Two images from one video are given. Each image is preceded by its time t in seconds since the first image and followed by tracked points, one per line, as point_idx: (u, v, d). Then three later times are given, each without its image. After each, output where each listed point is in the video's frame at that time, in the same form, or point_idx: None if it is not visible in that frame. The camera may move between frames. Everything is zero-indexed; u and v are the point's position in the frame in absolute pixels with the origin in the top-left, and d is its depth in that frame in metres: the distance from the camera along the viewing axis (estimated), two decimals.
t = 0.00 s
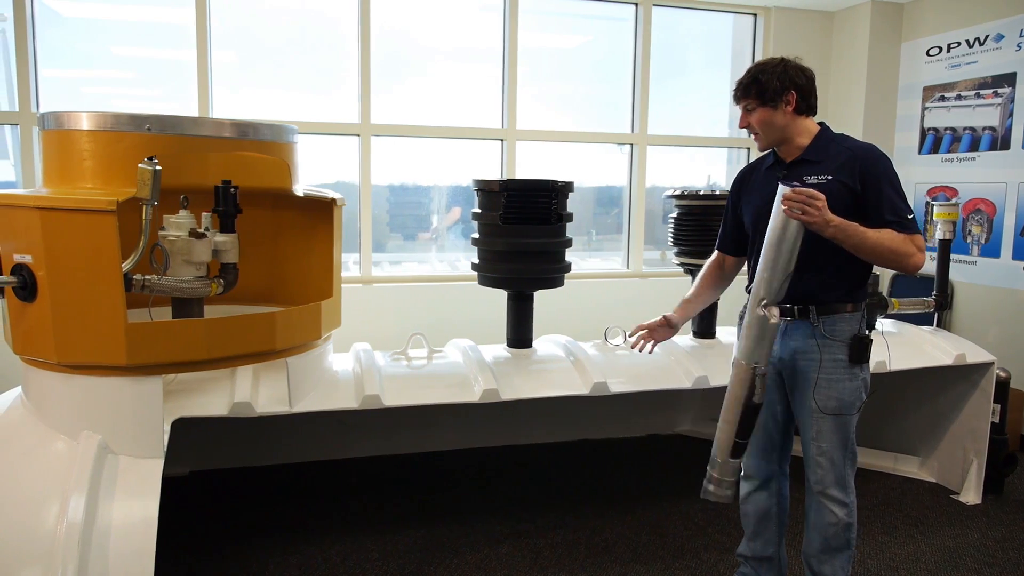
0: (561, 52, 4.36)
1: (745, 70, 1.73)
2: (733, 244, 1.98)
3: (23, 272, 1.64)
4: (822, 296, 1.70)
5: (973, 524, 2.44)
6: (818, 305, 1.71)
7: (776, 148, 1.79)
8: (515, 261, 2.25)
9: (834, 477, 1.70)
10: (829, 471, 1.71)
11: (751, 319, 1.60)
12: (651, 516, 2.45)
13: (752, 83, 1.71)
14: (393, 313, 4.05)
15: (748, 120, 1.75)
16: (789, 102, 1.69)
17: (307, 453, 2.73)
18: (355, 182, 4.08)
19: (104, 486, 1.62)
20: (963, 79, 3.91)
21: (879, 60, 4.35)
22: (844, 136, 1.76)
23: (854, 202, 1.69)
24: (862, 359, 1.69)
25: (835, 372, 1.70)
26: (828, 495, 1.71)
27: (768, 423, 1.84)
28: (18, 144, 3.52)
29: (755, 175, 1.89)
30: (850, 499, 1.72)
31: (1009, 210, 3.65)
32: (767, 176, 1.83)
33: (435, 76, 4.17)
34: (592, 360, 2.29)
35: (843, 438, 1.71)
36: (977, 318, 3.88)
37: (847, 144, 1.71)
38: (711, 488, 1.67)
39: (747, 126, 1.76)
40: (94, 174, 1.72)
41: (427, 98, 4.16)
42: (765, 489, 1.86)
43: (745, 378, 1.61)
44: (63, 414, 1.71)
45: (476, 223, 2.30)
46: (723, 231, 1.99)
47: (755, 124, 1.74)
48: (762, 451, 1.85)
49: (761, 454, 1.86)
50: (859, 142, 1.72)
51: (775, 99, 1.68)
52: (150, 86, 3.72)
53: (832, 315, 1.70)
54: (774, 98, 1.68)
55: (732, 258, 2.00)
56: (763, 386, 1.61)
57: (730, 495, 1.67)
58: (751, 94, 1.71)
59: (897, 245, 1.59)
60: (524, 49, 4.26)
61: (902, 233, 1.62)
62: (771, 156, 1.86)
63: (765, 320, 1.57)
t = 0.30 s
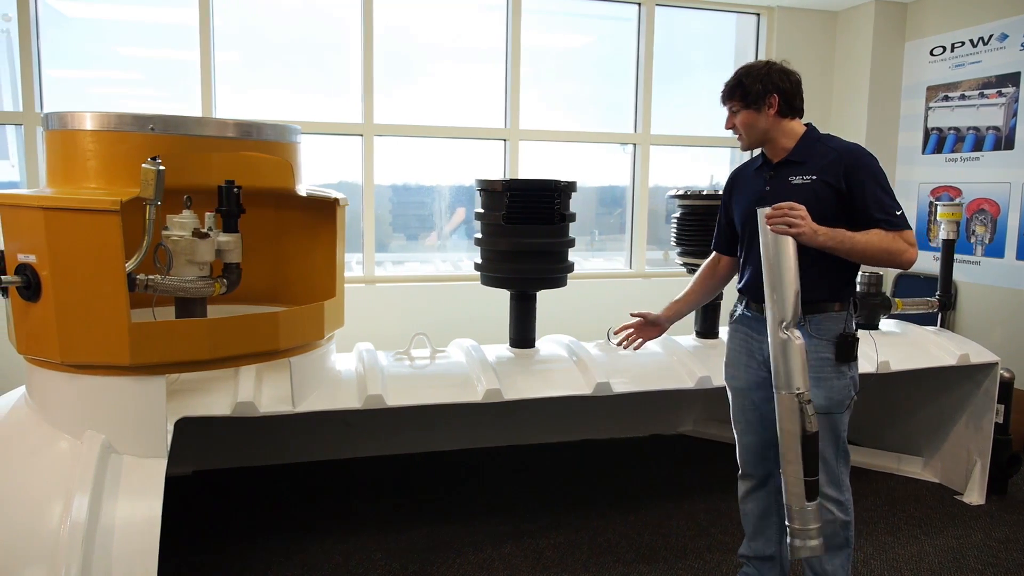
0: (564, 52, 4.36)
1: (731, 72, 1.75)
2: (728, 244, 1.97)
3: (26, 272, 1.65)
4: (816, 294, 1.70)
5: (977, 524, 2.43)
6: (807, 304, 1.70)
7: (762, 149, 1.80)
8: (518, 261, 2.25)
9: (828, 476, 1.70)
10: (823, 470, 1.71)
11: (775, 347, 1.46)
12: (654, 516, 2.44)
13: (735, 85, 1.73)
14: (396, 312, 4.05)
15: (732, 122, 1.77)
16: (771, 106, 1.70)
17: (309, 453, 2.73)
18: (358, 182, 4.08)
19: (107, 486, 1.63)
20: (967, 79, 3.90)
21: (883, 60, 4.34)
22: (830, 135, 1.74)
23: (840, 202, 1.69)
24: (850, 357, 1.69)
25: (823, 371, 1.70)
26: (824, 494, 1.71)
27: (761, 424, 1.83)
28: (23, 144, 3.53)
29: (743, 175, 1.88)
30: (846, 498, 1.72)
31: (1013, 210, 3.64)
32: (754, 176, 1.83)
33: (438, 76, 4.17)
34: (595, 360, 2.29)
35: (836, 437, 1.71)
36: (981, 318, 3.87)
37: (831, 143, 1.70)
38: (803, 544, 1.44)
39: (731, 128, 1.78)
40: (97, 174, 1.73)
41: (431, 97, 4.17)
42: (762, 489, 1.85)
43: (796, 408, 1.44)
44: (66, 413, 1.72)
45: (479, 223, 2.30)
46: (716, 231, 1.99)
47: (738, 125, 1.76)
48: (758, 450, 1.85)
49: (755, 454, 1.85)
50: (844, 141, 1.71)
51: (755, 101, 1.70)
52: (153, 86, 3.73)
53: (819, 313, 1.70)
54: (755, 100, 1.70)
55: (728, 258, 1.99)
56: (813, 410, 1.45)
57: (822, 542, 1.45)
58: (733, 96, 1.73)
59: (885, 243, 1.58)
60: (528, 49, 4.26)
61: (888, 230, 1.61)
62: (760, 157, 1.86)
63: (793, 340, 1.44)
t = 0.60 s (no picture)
0: (565, 53, 4.36)
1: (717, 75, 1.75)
2: (719, 243, 1.96)
3: (29, 272, 1.65)
4: (808, 291, 1.70)
5: (979, 525, 2.43)
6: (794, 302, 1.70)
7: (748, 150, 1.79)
8: (517, 261, 2.25)
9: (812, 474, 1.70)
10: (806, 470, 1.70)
11: (772, 359, 1.48)
12: (655, 516, 2.44)
13: (718, 88, 1.73)
14: (397, 312, 4.05)
15: (718, 124, 1.77)
16: (752, 109, 1.69)
17: (310, 452, 2.73)
18: (359, 182, 4.08)
19: (108, 486, 1.63)
20: (969, 79, 3.90)
21: (885, 60, 4.33)
22: (814, 135, 1.74)
23: (824, 202, 1.68)
24: (835, 354, 1.68)
25: (807, 368, 1.69)
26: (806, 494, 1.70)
27: (753, 422, 1.83)
28: (25, 143, 3.53)
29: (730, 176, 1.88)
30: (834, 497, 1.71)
31: (1015, 210, 3.63)
32: (741, 175, 1.83)
33: (440, 76, 4.17)
34: (596, 360, 2.29)
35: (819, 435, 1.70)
36: (982, 318, 3.86)
37: (815, 143, 1.70)
38: (806, 557, 1.44)
39: (718, 130, 1.78)
40: (99, 174, 1.73)
41: (432, 98, 4.17)
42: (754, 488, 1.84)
43: (794, 419, 1.44)
44: (68, 413, 1.72)
45: (480, 223, 2.30)
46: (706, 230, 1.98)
47: (722, 128, 1.76)
48: (751, 448, 1.84)
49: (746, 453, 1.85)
50: (827, 142, 1.71)
51: (735, 106, 1.70)
52: (155, 86, 3.73)
53: (803, 311, 1.70)
54: (737, 105, 1.69)
55: (718, 256, 1.97)
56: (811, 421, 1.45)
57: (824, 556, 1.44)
58: (716, 100, 1.73)
59: (877, 243, 1.58)
60: (529, 49, 4.26)
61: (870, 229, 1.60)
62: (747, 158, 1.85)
63: (789, 351, 1.46)
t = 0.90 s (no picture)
0: (566, 53, 4.36)
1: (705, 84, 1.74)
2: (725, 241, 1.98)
3: (30, 271, 1.65)
4: (803, 292, 1.71)
5: (980, 525, 2.43)
6: (782, 301, 1.71)
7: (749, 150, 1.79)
8: (518, 261, 2.25)
9: (785, 471, 1.73)
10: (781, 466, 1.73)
11: (738, 385, 1.40)
12: (656, 516, 2.44)
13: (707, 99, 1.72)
14: (398, 313, 4.06)
15: (715, 131, 1.77)
16: (744, 116, 1.69)
17: (310, 453, 2.73)
18: (360, 182, 4.08)
19: (109, 485, 1.63)
20: (969, 79, 3.89)
21: (885, 60, 4.33)
22: (810, 134, 1.74)
23: (815, 202, 1.69)
24: (822, 357, 1.69)
25: (791, 367, 1.71)
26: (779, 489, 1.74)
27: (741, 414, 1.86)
28: (26, 144, 3.54)
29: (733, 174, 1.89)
30: (803, 496, 1.74)
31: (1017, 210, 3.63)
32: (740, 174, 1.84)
33: (440, 76, 4.17)
34: (597, 360, 2.29)
35: (797, 435, 1.73)
36: (984, 319, 3.86)
37: (808, 144, 1.70)
38: None
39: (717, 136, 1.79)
40: (100, 174, 1.73)
41: (433, 98, 4.17)
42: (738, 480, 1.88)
43: (753, 447, 1.38)
44: (69, 412, 1.72)
45: (480, 223, 2.30)
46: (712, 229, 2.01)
47: (720, 134, 1.76)
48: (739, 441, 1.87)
49: (735, 446, 1.88)
50: (823, 142, 1.71)
51: (727, 115, 1.70)
52: (156, 86, 3.73)
53: (796, 311, 1.71)
54: (729, 114, 1.69)
55: (725, 252, 1.99)
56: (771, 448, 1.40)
57: None
58: (708, 110, 1.73)
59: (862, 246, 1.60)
60: (530, 48, 4.26)
61: (856, 236, 1.62)
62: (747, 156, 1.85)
63: (755, 379, 1.38)
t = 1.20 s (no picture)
0: (566, 53, 4.36)
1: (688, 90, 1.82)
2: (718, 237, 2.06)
3: (30, 272, 1.65)
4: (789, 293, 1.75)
5: (980, 525, 2.43)
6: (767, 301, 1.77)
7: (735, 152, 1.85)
8: (518, 261, 2.25)
9: (780, 471, 1.76)
10: (776, 465, 1.76)
11: (704, 413, 1.63)
12: (656, 517, 2.44)
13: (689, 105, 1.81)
14: (398, 313, 4.06)
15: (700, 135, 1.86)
16: (723, 121, 1.76)
17: (310, 453, 2.73)
18: (360, 182, 4.08)
19: (110, 484, 1.63)
20: (969, 79, 3.89)
21: (885, 60, 4.33)
22: (791, 134, 1.78)
23: (794, 203, 1.74)
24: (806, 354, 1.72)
25: (778, 366, 1.75)
26: (777, 488, 1.77)
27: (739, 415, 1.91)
28: (26, 144, 3.54)
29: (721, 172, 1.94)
30: (802, 495, 1.75)
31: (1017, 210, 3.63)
32: (726, 175, 1.89)
33: (440, 76, 4.17)
34: (597, 360, 2.29)
35: (788, 433, 1.75)
36: (983, 319, 3.86)
37: (787, 147, 1.74)
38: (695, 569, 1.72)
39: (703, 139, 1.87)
40: (100, 174, 1.73)
41: (433, 98, 4.17)
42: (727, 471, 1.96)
43: (709, 469, 1.65)
44: (69, 412, 1.72)
45: (481, 223, 2.30)
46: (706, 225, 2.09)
47: (704, 137, 1.85)
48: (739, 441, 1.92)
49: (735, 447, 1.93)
50: (801, 142, 1.74)
51: (706, 120, 1.78)
52: (156, 87, 3.73)
53: (781, 312, 1.75)
54: (709, 118, 1.77)
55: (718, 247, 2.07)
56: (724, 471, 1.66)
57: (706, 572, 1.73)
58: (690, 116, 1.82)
59: (843, 255, 1.65)
60: (530, 48, 4.26)
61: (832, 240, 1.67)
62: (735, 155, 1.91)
63: (719, 412, 1.61)
